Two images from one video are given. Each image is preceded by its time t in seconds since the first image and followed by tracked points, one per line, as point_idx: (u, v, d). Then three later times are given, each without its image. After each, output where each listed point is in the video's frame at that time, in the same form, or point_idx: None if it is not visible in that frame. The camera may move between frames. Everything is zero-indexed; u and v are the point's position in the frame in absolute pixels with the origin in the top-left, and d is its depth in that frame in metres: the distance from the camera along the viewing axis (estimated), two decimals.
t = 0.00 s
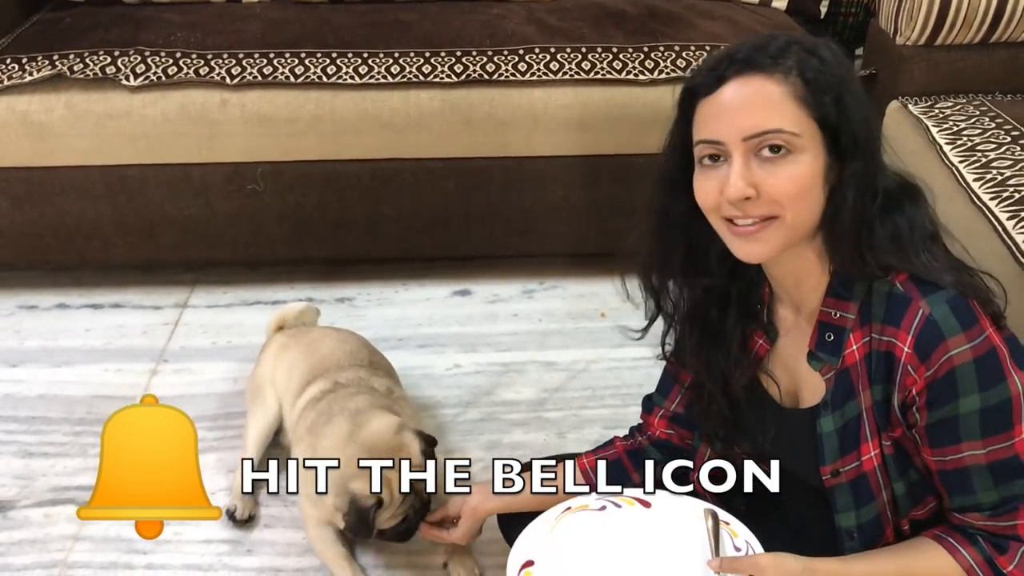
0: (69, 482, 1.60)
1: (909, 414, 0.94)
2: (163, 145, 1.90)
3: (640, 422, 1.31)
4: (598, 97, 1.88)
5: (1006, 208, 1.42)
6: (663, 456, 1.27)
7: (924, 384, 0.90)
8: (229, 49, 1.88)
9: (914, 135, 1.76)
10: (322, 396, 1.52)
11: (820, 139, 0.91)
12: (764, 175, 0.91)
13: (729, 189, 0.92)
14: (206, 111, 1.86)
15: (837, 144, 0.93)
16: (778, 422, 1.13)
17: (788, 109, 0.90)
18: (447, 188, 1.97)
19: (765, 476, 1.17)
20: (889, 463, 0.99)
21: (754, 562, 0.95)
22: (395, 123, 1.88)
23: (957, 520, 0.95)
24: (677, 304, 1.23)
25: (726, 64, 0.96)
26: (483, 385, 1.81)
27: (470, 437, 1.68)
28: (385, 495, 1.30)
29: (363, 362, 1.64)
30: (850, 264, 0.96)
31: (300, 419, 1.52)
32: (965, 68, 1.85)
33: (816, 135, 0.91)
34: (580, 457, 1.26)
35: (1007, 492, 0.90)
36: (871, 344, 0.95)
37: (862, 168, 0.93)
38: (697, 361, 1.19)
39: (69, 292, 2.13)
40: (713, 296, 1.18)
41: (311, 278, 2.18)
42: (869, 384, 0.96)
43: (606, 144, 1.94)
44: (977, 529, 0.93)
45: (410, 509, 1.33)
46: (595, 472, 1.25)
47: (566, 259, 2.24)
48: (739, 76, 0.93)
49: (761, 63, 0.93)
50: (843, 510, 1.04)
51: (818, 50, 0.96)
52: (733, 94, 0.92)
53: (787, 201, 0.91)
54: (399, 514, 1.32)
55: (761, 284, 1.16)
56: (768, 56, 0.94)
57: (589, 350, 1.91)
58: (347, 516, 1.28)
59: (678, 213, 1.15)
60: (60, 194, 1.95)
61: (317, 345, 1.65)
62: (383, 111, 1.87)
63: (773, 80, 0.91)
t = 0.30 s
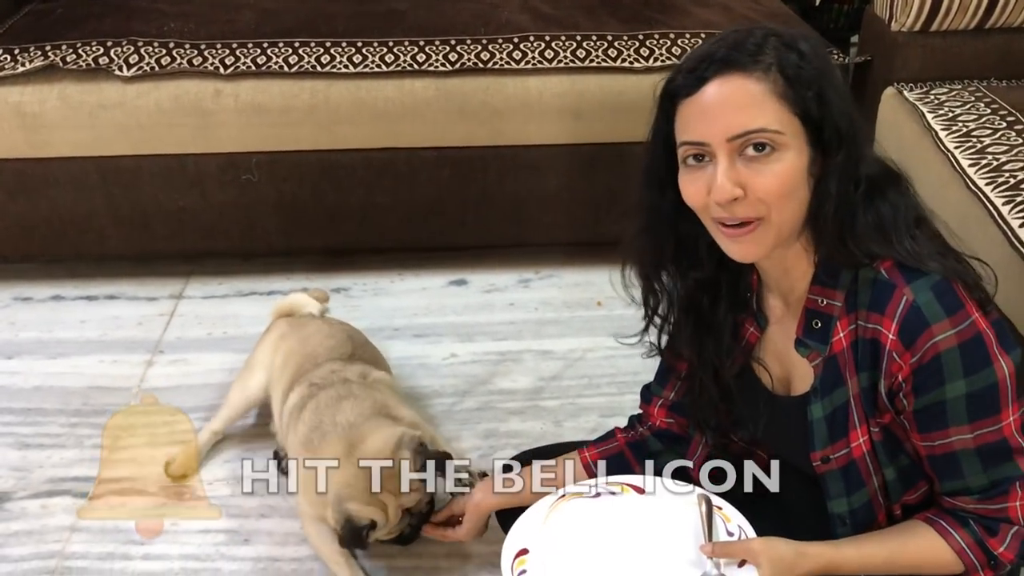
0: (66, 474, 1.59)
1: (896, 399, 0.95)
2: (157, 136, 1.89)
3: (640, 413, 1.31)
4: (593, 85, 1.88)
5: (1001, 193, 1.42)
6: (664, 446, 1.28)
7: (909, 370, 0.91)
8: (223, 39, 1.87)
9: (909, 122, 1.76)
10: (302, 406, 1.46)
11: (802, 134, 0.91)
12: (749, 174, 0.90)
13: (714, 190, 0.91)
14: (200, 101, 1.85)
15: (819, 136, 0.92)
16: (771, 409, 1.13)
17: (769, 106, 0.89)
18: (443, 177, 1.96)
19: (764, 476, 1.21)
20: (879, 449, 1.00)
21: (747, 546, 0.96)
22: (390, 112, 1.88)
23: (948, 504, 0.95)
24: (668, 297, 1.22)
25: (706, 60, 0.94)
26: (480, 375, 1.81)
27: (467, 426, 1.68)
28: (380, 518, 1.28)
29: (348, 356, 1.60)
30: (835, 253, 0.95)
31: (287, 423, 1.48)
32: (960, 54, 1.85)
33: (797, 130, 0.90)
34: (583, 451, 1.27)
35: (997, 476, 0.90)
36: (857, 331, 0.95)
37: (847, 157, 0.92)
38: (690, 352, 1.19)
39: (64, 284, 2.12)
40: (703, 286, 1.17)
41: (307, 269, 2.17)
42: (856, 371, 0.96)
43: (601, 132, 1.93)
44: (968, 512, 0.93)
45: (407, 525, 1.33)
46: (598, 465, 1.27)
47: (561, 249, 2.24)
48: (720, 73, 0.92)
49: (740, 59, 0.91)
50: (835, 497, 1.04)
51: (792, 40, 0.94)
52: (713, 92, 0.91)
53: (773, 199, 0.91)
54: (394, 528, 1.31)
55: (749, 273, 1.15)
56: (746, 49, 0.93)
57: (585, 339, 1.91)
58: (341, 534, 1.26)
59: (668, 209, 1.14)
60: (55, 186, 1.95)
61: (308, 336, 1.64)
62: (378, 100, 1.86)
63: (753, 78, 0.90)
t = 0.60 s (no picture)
0: (62, 465, 1.60)
1: (881, 385, 0.95)
2: (150, 127, 1.89)
3: (639, 398, 1.31)
4: (588, 72, 1.87)
5: (995, 176, 1.42)
6: (664, 432, 1.28)
7: (890, 357, 0.91)
8: (215, 29, 1.87)
9: (903, 105, 1.76)
10: (298, 408, 1.46)
11: (784, 137, 0.90)
12: (732, 182, 0.90)
13: (698, 199, 0.91)
14: (193, 91, 1.85)
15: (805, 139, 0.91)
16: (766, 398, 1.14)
17: (750, 113, 0.88)
18: (437, 166, 1.96)
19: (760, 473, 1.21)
20: (867, 435, 1.00)
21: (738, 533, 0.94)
22: (384, 100, 1.87)
23: (937, 487, 0.95)
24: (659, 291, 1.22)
25: (688, 66, 0.92)
26: (476, 362, 1.81)
27: (463, 414, 1.68)
28: (376, 521, 1.29)
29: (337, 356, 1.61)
30: (821, 253, 0.94)
31: (281, 424, 1.48)
32: (955, 38, 1.84)
33: (780, 134, 0.90)
34: (586, 438, 1.27)
35: (982, 459, 0.91)
36: (843, 321, 0.96)
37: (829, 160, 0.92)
38: (682, 345, 1.19)
39: (59, 276, 2.12)
40: (694, 280, 1.17)
41: (302, 259, 2.17)
42: (841, 359, 0.97)
43: (595, 119, 1.93)
44: (956, 496, 0.94)
45: (404, 526, 1.35)
46: (602, 453, 1.26)
47: (557, 237, 2.24)
48: (702, 78, 0.90)
49: (724, 64, 0.90)
50: (827, 484, 1.04)
51: (775, 42, 0.93)
52: (695, 99, 0.90)
53: (757, 206, 0.91)
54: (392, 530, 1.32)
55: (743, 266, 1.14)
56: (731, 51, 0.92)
57: (581, 326, 1.91)
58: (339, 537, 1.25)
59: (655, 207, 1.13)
60: (48, 178, 1.94)
61: (300, 336, 1.63)
62: (372, 88, 1.86)
63: (735, 84, 0.88)
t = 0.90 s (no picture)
0: (60, 460, 1.60)
1: (869, 408, 0.96)
2: (145, 122, 1.89)
3: (627, 397, 1.28)
4: (583, 65, 1.87)
5: (989, 167, 1.43)
6: (655, 434, 1.26)
7: (876, 384, 0.92)
8: (210, 23, 1.86)
9: (897, 99, 1.76)
10: (285, 395, 1.47)
11: (724, 204, 0.87)
12: (674, 244, 0.91)
13: (643, 257, 0.94)
14: (188, 86, 1.85)
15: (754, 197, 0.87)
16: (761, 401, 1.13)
17: (674, 190, 0.86)
18: (434, 159, 1.96)
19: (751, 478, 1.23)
20: (854, 454, 1.02)
21: (733, 554, 0.96)
22: (380, 95, 1.87)
23: (927, 502, 0.96)
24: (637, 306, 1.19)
25: (618, 133, 0.89)
26: (473, 356, 1.81)
27: (460, 408, 1.69)
28: (359, 506, 1.28)
29: (327, 345, 1.61)
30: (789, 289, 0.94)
31: (270, 415, 1.48)
32: (949, 30, 1.85)
33: (718, 202, 0.87)
34: (577, 438, 1.27)
35: (970, 479, 0.91)
36: (828, 346, 0.96)
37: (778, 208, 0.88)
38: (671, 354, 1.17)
39: (56, 272, 2.12)
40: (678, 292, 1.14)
41: (299, 253, 2.17)
42: (828, 385, 0.97)
43: (591, 112, 1.93)
44: (947, 511, 0.94)
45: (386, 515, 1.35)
46: (593, 454, 1.26)
47: (553, 230, 2.24)
48: (639, 149, 0.87)
49: (658, 130, 0.85)
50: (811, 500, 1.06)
51: (722, 86, 0.84)
52: (624, 174, 0.89)
53: (705, 260, 0.92)
54: (373, 517, 1.32)
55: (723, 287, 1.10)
56: (663, 108, 0.86)
57: (577, 319, 1.91)
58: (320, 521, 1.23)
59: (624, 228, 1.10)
60: (44, 173, 1.94)
61: (294, 328, 1.64)
62: (367, 83, 1.86)
63: (659, 159, 0.86)
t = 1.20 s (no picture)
0: (59, 459, 1.60)
1: (862, 418, 0.97)
2: (144, 121, 1.89)
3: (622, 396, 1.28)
4: (583, 66, 1.88)
5: (986, 169, 1.43)
6: (650, 434, 1.26)
7: (870, 395, 0.93)
8: (209, 23, 1.87)
9: (894, 101, 1.77)
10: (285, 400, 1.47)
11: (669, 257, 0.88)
12: (639, 271, 0.94)
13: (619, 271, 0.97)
14: (188, 86, 1.85)
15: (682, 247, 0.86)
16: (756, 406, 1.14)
17: (618, 232, 0.89)
18: (433, 160, 1.97)
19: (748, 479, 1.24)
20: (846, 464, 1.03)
21: (736, 567, 0.97)
22: (379, 95, 1.87)
23: (926, 509, 0.96)
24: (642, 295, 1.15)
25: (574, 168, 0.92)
26: (472, 356, 1.82)
27: (459, 408, 1.69)
28: (361, 527, 1.30)
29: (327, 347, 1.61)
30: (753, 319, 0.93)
31: (269, 418, 1.49)
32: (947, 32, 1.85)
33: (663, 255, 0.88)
34: (573, 438, 1.27)
35: (966, 485, 0.92)
36: (818, 358, 0.96)
37: (724, 252, 0.85)
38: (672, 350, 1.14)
39: (56, 271, 2.12)
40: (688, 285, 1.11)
41: (298, 252, 2.18)
42: (818, 397, 0.98)
43: (590, 112, 1.94)
44: (947, 517, 0.94)
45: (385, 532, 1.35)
46: (589, 453, 1.26)
47: (552, 230, 2.25)
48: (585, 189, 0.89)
49: (598, 173, 0.87)
50: (801, 507, 1.07)
51: (651, 136, 0.82)
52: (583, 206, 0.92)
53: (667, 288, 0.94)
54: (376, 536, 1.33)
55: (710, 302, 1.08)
56: (604, 155, 0.86)
57: (575, 319, 1.91)
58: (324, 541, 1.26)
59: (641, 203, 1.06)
60: (44, 173, 1.95)
61: (293, 328, 1.64)
62: (366, 83, 1.86)
63: (600, 204, 0.88)
